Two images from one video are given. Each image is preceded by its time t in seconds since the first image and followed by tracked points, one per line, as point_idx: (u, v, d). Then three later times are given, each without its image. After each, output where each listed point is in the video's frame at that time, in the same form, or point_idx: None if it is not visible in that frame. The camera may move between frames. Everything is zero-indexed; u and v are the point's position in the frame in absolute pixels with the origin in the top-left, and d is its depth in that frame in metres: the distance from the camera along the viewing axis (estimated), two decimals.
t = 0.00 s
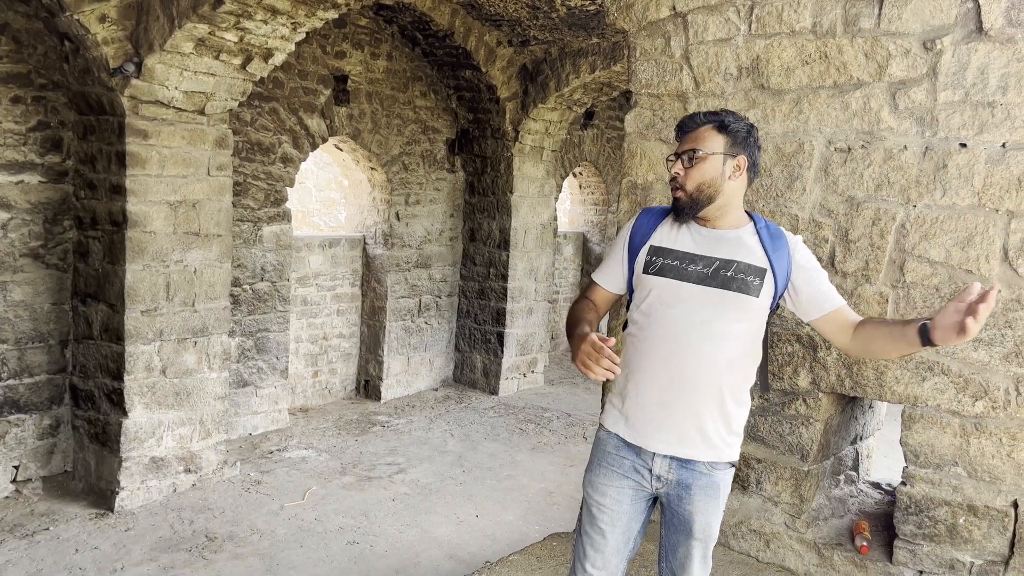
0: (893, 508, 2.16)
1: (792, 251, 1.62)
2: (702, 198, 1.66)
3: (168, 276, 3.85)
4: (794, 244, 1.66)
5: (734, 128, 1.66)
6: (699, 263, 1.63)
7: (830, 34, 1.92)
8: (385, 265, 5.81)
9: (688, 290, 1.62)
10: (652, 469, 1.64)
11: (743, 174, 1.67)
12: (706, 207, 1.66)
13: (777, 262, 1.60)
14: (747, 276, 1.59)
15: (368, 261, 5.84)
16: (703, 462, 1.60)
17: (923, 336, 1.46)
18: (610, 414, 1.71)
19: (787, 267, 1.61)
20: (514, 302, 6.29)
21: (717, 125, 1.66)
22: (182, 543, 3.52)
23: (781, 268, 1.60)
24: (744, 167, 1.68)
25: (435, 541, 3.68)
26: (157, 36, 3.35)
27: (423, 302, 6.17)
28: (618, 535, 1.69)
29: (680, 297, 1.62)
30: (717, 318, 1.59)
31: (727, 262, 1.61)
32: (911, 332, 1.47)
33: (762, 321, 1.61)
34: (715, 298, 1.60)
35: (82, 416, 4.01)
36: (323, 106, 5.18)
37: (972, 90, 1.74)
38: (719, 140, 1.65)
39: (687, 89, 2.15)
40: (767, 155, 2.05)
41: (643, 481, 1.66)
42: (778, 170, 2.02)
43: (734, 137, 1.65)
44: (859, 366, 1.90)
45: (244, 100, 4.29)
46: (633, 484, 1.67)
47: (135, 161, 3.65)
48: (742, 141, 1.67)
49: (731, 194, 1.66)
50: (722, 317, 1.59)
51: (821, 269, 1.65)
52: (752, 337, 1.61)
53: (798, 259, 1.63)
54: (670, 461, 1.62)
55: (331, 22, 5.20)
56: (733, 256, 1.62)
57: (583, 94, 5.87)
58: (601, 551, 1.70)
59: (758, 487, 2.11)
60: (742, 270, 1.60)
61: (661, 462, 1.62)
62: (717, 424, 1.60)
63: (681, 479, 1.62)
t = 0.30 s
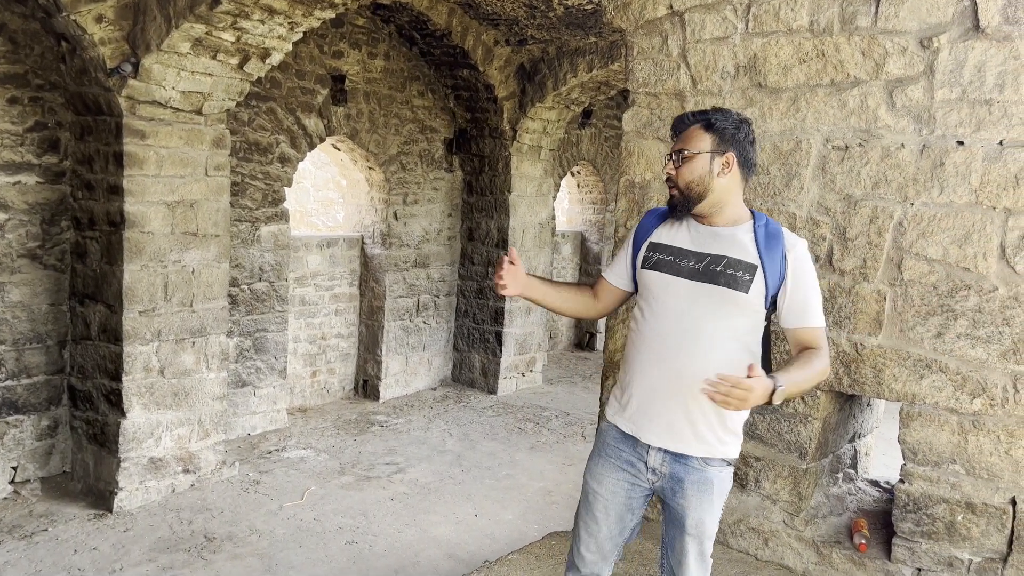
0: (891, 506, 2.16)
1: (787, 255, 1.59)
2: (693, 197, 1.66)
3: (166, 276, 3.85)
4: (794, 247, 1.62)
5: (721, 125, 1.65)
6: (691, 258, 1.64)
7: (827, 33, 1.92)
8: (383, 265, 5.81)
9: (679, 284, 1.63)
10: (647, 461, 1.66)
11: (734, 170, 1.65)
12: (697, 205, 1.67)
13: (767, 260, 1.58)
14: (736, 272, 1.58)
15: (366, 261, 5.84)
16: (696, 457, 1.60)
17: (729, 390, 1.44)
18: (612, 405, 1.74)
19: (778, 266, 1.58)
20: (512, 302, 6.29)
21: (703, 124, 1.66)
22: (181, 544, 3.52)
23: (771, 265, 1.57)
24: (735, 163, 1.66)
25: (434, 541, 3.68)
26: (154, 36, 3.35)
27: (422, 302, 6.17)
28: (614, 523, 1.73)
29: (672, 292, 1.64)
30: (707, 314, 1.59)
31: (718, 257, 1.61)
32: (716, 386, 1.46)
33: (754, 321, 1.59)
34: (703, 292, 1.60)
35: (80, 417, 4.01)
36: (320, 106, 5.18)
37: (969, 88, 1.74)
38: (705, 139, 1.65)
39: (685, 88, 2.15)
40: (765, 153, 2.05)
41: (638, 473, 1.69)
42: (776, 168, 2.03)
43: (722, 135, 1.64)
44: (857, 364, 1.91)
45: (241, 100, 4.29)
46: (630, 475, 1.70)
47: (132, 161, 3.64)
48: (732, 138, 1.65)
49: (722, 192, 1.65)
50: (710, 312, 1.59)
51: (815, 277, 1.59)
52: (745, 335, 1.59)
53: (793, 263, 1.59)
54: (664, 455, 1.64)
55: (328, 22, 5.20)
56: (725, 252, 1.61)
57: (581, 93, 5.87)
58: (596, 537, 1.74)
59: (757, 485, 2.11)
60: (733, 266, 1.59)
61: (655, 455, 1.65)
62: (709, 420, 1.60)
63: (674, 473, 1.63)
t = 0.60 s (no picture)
0: (892, 505, 2.16)
1: (753, 244, 1.62)
2: (668, 196, 1.74)
3: (166, 278, 3.84)
4: (768, 237, 1.65)
5: (690, 127, 1.71)
6: (667, 251, 1.73)
7: (826, 32, 1.92)
8: (383, 266, 5.80)
9: (655, 275, 1.73)
10: (628, 450, 1.73)
11: (705, 169, 1.71)
12: (673, 203, 1.75)
13: (733, 248, 1.63)
14: (705, 261, 1.66)
15: (366, 262, 5.84)
16: (671, 444, 1.66)
17: (617, 356, 1.58)
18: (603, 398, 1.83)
19: (744, 254, 1.62)
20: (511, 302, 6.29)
21: (674, 127, 1.72)
22: (181, 546, 3.52)
23: (736, 253, 1.62)
24: (707, 162, 1.72)
25: (435, 541, 3.68)
26: (152, 38, 3.35)
27: (422, 303, 6.17)
28: (605, 512, 1.80)
29: (649, 283, 1.74)
30: (678, 302, 1.68)
31: (689, 248, 1.70)
32: (613, 353, 1.60)
33: (724, 308, 1.64)
34: (674, 281, 1.69)
35: (80, 419, 4.00)
36: (319, 107, 5.17)
37: (967, 86, 1.74)
38: (676, 141, 1.72)
39: (683, 87, 2.16)
40: (764, 152, 2.05)
41: (622, 463, 1.75)
42: (775, 167, 2.03)
43: (691, 136, 1.71)
44: (857, 363, 1.91)
45: (240, 101, 4.29)
46: (615, 465, 1.77)
47: (131, 163, 3.64)
48: (702, 137, 1.71)
49: (695, 189, 1.72)
50: (681, 300, 1.67)
51: (783, 266, 1.60)
52: (715, 322, 1.65)
53: (761, 252, 1.62)
54: (643, 442, 1.70)
55: (326, 23, 5.20)
56: (697, 243, 1.69)
57: (580, 93, 5.87)
58: (587, 524, 1.82)
59: (757, 484, 2.11)
60: (702, 255, 1.66)
61: (635, 443, 1.71)
62: (682, 406, 1.65)
63: (651, 460, 1.69)
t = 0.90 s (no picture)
0: (894, 504, 2.15)
1: (709, 240, 1.73)
2: (629, 202, 1.87)
3: (166, 281, 3.84)
4: (725, 232, 1.75)
5: (646, 138, 1.84)
6: (632, 253, 1.85)
7: (826, 31, 1.92)
8: (383, 267, 5.80)
9: (621, 276, 1.86)
10: (611, 438, 1.87)
11: (661, 175, 1.84)
12: (635, 209, 1.88)
13: (690, 246, 1.74)
14: (666, 260, 1.77)
15: (366, 263, 5.84)
16: (647, 430, 1.79)
17: (613, 367, 1.65)
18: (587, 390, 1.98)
19: (701, 251, 1.73)
20: (512, 303, 6.29)
21: (631, 138, 1.86)
22: (183, 548, 3.52)
23: (694, 251, 1.73)
24: (662, 169, 1.84)
25: (436, 543, 3.68)
26: (152, 41, 3.35)
27: (422, 304, 6.17)
28: (602, 496, 1.95)
29: (617, 283, 1.87)
30: (644, 299, 1.80)
31: (651, 249, 1.82)
32: (607, 363, 1.67)
33: (689, 302, 1.75)
34: (639, 281, 1.82)
35: (81, 422, 4.00)
36: (319, 109, 5.17)
37: (968, 85, 1.74)
38: (633, 151, 1.85)
39: (683, 87, 2.16)
40: (764, 152, 2.05)
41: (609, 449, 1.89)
42: (776, 167, 2.03)
43: (647, 145, 1.84)
44: (859, 363, 1.91)
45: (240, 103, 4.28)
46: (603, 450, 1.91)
47: (131, 166, 3.64)
48: (657, 146, 1.84)
49: (653, 194, 1.85)
50: (647, 298, 1.80)
51: (741, 257, 1.69)
52: (681, 316, 1.76)
53: (717, 247, 1.72)
54: (622, 429, 1.84)
55: (326, 25, 5.19)
56: (658, 243, 1.81)
57: (579, 94, 5.87)
58: (590, 505, 1.98)
59: (759, 485, 2.11)
60: (663, 255, 1.78)
61: (615, 430, 1.85)
62: (654, 395, 1.78)
63: (629, 445, 1.83)
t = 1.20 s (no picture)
0: (896, 507, 2.15)
1: (688, 233, 1.79)
2: (613, 203, 1.95)
3: (167, 286, 3.84)
4: (705, 224, 1.81)
5: (620, 141, 1.91)
6: (619, 251, 1.92)
7: (825, 35, 1.93)
8: (384, 271, 5.80)
9: (610, 274, 1.93)
10: (609, 429, 1.94)
11: (637, 175, 1.90)
12: (619, 209, 1.95)
13: (671, 241, 1.80)
14: (649, 255, 1.84)
15: (367, 267, 5.84)
16: (640, 419, 1.85)
17: (601, 356, 1.71)
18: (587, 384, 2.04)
19: (682, 244, 1.79)
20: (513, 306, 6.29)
21: (607, 144, 1.94)
22: (184, 554, 3.51)
23: (675, 245, 1.80)
24: (638, 169, 1.91)
25: (438, 547, 3.67)
26: (152, 46, 3.35)
27: (423, 308, 6.17)
28: (607, 486, 2.02)
29: (607, 281, 1.93)
30: (632, 294, 1.86)
31: (636, 245, 1.88)
32: (595, 352, 1.74)
33: (674, 294, 1.81)
34: (626, 277, 1.88)
35: (82, 428, 4.00)
36: (319, 113, 5.18)
37: (968, 88, 1.74)
38: (609, 156, 1.93)
39: (684, 91, 2.16)
40: (765, 155, 2.05)
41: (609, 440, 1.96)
42: (777, 170, 2.03)
43: (621, 149, 1.91)
44: (861, 366, 1.91)
45: (240, 108, 4.28)
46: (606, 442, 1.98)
47: (131, 172, 3.64)
48: (633, 148, 1.90)
49: (632, 194, 1.92)
50: (634, 292, 1.86)
51: (721, 248, 1.75)
52: (667, 308, 1.82)
53: (697, 238, 1.78)
54: (617, 420, 1.90)
55: (325, 29, 5.20)
56: (642, 240, 1.87)
57: (579, 97, 5.87)
58: (599, 497, 2.05)
59: (762, 488, 2.11)
60: (646, 251, 1.85)
61: (612, 421, 1.92)
62: (645, 385, 1.84)
63: (625, 434, 1.89)
